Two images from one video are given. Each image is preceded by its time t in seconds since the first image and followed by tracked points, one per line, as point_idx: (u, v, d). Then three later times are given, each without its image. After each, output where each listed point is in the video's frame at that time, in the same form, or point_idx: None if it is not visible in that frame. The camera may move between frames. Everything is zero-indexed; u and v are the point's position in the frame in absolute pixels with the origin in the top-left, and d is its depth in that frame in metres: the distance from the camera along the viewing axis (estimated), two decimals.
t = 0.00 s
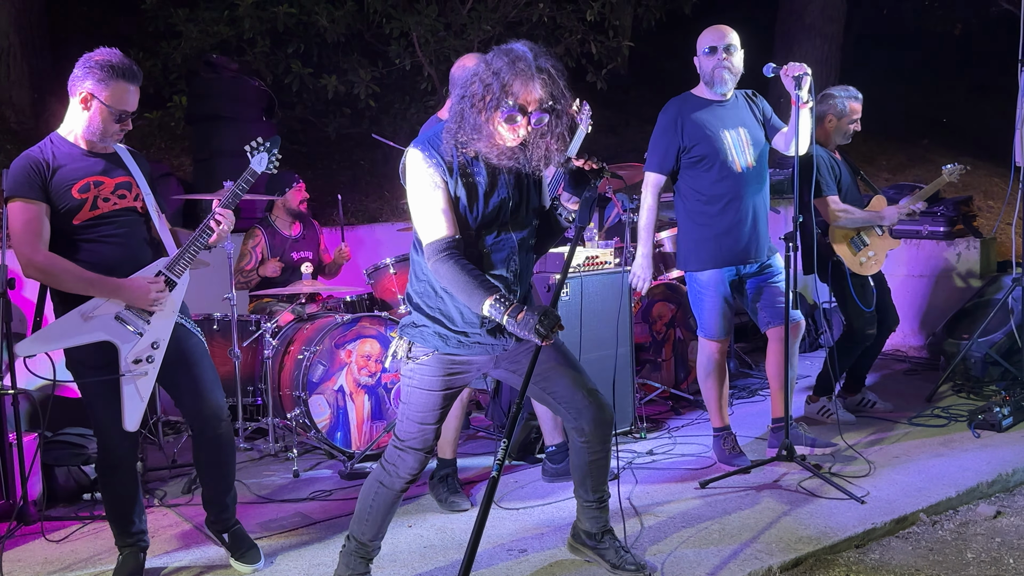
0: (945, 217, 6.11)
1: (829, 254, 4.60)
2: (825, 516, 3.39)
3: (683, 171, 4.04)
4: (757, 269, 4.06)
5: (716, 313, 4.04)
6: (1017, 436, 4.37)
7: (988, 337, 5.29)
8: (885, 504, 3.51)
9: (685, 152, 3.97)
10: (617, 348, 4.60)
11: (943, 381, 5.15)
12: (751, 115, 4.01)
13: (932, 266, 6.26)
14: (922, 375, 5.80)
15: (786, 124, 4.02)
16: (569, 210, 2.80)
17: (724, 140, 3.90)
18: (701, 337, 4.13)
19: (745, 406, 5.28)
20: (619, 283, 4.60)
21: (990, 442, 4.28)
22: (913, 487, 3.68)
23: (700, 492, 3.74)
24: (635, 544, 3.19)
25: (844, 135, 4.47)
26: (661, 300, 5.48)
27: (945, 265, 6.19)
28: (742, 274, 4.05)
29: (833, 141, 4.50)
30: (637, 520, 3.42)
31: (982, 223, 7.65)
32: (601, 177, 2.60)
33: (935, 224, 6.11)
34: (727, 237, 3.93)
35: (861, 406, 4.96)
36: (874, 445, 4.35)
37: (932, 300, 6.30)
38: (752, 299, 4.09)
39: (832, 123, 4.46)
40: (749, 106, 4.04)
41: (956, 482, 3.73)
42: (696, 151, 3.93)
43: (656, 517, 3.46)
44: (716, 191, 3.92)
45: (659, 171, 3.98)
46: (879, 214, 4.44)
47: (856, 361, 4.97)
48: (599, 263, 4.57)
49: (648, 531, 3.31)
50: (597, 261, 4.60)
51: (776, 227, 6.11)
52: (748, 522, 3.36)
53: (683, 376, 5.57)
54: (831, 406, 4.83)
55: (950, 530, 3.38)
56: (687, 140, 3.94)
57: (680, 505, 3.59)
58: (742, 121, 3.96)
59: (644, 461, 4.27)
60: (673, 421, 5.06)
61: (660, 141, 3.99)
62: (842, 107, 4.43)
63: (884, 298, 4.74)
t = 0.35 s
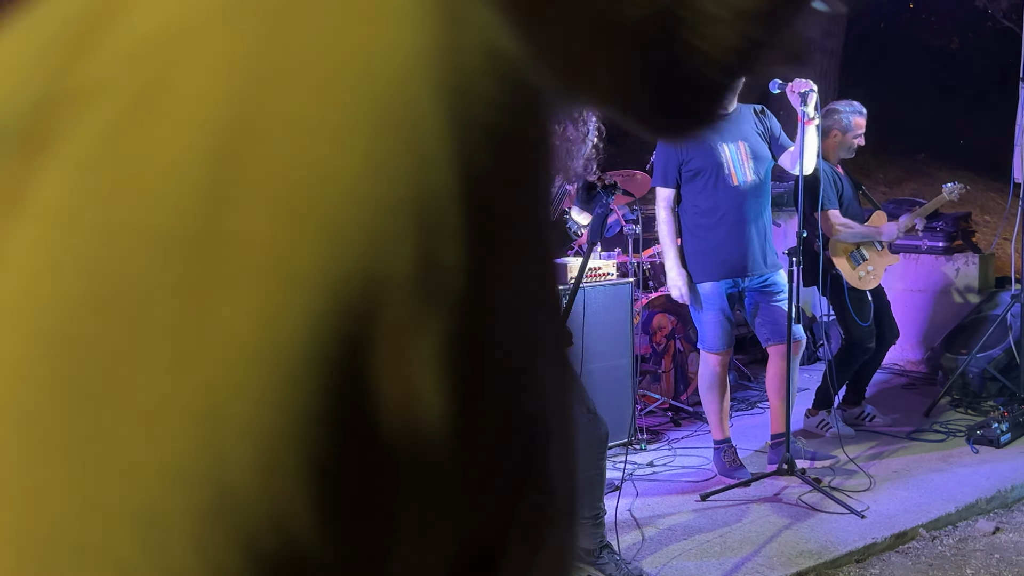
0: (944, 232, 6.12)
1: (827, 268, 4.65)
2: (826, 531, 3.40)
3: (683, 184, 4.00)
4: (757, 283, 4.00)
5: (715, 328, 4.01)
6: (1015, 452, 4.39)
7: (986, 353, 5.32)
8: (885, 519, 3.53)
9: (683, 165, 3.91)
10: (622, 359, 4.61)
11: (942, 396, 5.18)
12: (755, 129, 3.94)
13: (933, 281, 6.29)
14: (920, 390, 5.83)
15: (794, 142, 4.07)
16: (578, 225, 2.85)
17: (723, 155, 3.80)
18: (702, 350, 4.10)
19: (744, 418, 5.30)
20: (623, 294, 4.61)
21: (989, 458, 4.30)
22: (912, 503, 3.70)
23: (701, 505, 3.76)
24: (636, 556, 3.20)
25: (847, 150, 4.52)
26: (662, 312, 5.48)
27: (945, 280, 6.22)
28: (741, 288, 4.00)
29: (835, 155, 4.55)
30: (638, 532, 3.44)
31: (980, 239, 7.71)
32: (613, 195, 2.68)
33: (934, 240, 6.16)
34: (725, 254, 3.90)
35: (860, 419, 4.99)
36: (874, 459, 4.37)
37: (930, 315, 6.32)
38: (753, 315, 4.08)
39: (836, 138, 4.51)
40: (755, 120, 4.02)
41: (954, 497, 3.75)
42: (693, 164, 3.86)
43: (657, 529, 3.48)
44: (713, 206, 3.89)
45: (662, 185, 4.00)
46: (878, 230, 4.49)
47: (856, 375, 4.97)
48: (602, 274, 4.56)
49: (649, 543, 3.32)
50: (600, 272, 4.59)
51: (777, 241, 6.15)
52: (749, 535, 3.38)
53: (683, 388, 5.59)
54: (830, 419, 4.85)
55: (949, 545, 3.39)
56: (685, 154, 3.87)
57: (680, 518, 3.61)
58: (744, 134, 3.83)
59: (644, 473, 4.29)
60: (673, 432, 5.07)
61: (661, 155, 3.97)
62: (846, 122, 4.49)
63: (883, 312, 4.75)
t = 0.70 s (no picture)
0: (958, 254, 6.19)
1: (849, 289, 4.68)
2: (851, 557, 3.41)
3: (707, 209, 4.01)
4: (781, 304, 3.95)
5: (739, 351, 3.98)
6: None
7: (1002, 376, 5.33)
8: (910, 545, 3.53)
9: (707, 189, 3.95)
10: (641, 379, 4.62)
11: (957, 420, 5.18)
12: (778, 153, 3.98)
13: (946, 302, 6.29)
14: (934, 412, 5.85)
15: (818, 166, 4.04)
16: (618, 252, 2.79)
17: (746, 177, 3.86)
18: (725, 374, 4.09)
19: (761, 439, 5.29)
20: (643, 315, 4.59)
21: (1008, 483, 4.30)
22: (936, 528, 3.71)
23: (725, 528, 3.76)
24: None
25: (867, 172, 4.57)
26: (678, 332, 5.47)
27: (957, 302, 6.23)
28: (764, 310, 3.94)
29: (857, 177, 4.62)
30: (665, 556, 3.45)
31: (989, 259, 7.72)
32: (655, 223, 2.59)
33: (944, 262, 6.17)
34: (749, 278, 3.92)
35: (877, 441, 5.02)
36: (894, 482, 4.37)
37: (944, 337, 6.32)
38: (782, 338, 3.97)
39: (857, 160, 4.56)
40: (779, 144, 4.02)
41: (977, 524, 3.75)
42: (716, 188, 3.91)
43: (683, 553, 3.49)
44: (737, 231, 3.89)
45: (687, 207, 3.97)
46: (900, 251, 4.50)
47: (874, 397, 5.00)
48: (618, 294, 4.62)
49: (677, 569, 3.33)
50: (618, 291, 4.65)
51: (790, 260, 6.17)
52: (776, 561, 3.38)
53: (698, 408, 5.58)
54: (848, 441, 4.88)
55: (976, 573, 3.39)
56: (709, 177, 3.92)
57: (705, 543, 3.61)
58: (766, 158, 3.90)
59: (666, 495, 4.29)
60: (690, 453, 5.06)
61: (685, 179, 3.98)
62: (867, 145, 4.53)
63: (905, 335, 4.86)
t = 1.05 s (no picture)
0: (968, 262, 6.21)
1: (870, 298, 4.83)
2: (875, 563, 3.43)
3: (729, 214, 4.04)
4: (802, 313, 4.01)
5: (759, 356, 4.03)
6: None
7: (1015, 383, 5.36)
8: (932, 551, 3.56)
9: (730, 195, 3.99)
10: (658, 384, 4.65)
11: (971, 427, 5.21)
12: (801, 161, 4.02)
13: (958, 310, 6.31)
14: (946, 420, 5.87)
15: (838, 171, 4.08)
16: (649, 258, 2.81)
17: (771, 184, 3.89)
18: (745, 378, 4.12)
19: (776, 446, 5.30)
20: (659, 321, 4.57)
21: None
22: (956, 535, 3.74)
23: (747, 535, 3.78)
24: None
25: (887, 181, 4.69)
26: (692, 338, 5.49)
27: (969, 309, 6.26)
28: (786, 317, 4.00)
29: (875, 186, 4.72)
30: (689, 562, 3.47)
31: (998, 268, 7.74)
32: (685, 228, 2.64)
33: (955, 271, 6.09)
34: (773, 282, 3.92)
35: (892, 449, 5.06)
36: (911, 489, 4.40)
37: (955, 344, 6.34)
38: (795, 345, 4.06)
39: (875, 168, 4.67)
40: (799, 151, 4.07)
41: (997, 531, 3.78)
42: (740, 194, 3.94)
43: (707, 560, 3.52)
44: (760, 235, 3.93)
45: (706, 214, 4.02)
46: (917, 260, 4.67)
47: (890, 405, 5.07)
48: (642, 299, 4.49)
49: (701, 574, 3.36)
50: (638, 297, 4.52)
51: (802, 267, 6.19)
52: (800, 567, 3.40)
53: (711, 414, 5.59)
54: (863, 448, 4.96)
55: None
56: (732, 183, 3.96)
57: (728, 548, 3.63)
58: (789, 165, 3.95)
59: (685, 501, 4.30)
60: (706, 459, 5.08)
61: (707, 184, 4.01)
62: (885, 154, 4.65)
63: (920, 345, 4.99)
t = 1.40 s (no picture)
0: (963, 255, 6.24)
1: (869, 290, 4.87)
2: (878, 552, 3.47)
3: (729, 206, 4.07)
4: (800, 305, 4.02)
5: (761, 349, 4.06)
6: None
7: (1010, 375, 5.43)
8: (933, 540, 3.61)
9: (731, 188, 4.00)
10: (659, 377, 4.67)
11: (967, 418, 5.28)
12: (800, 154, 4.05)
13: (954, 304, 6.37)
14: (942, 411, 5.94)
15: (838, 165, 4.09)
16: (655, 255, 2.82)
17: (771, 178, 3.93)
18: (745, 370, 4.15)
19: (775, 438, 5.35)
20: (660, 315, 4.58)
21: (1021, 480, 4.39)
22: (957, 524, 3.79)
23: (749, 525, 3.82)
24: None
25: (886, 174, 4.75)
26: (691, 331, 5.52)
27: (964, 302, 6.32)
28: (785, 310, 4.01)
29: (874, 179, 4.77)
30: (694, 553, 3.50)
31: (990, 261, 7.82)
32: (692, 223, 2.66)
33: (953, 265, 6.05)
34: (773, 274, 3.96)
35: (890, 440, 5.11)
36: (910, 480, 4.45)
37: (950, 337, 6.42)
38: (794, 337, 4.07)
39: (875, 162, 4.72)
40: (799, 144, 4.09)
41: (997, 519, 3.83)
42: (741, 186, 3.96)
43: (711, 550, 3.55)
44: (760, 228, 3.96)
45: (708, 207, 4.04)
46: (916, 254, 4.69)
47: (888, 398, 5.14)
48: (642, 293, 4.54)
49: (707, 565, 3.39)
50: (639, 291, 4.56)
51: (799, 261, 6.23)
52: (804, 557, 3.44)
53: (710, 407, 5.62)
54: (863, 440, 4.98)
55: (998, 567, 3.48)
56: (733, 176, 3.98)
57: (732, 539, 3.67)
58: (789, 158, 3.98)
59: (687, 493, 4.33)
60: (705, 451, 5.11)
61: (709, 177, 4.03)
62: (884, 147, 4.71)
63: (919, 337, 5.05)
